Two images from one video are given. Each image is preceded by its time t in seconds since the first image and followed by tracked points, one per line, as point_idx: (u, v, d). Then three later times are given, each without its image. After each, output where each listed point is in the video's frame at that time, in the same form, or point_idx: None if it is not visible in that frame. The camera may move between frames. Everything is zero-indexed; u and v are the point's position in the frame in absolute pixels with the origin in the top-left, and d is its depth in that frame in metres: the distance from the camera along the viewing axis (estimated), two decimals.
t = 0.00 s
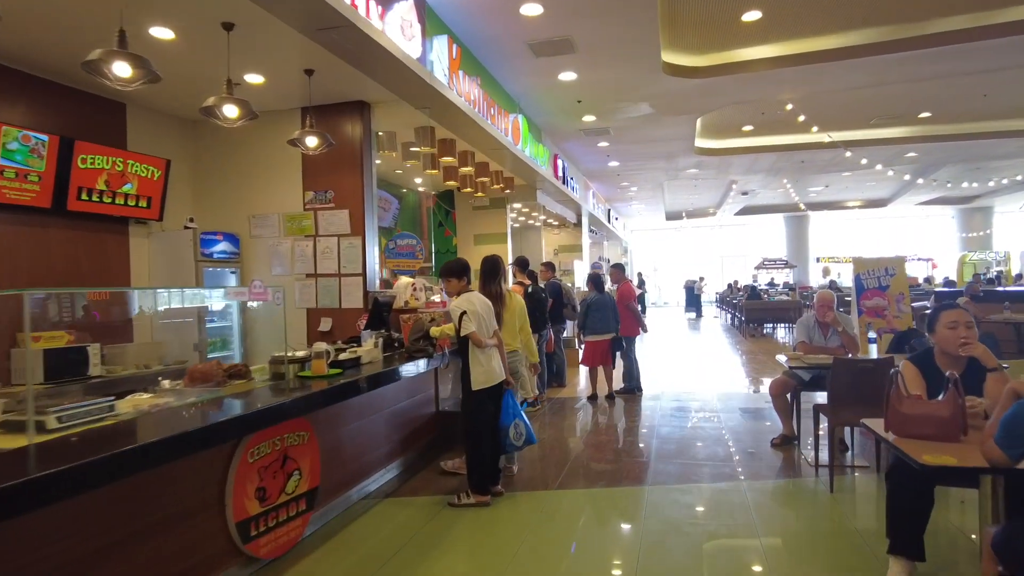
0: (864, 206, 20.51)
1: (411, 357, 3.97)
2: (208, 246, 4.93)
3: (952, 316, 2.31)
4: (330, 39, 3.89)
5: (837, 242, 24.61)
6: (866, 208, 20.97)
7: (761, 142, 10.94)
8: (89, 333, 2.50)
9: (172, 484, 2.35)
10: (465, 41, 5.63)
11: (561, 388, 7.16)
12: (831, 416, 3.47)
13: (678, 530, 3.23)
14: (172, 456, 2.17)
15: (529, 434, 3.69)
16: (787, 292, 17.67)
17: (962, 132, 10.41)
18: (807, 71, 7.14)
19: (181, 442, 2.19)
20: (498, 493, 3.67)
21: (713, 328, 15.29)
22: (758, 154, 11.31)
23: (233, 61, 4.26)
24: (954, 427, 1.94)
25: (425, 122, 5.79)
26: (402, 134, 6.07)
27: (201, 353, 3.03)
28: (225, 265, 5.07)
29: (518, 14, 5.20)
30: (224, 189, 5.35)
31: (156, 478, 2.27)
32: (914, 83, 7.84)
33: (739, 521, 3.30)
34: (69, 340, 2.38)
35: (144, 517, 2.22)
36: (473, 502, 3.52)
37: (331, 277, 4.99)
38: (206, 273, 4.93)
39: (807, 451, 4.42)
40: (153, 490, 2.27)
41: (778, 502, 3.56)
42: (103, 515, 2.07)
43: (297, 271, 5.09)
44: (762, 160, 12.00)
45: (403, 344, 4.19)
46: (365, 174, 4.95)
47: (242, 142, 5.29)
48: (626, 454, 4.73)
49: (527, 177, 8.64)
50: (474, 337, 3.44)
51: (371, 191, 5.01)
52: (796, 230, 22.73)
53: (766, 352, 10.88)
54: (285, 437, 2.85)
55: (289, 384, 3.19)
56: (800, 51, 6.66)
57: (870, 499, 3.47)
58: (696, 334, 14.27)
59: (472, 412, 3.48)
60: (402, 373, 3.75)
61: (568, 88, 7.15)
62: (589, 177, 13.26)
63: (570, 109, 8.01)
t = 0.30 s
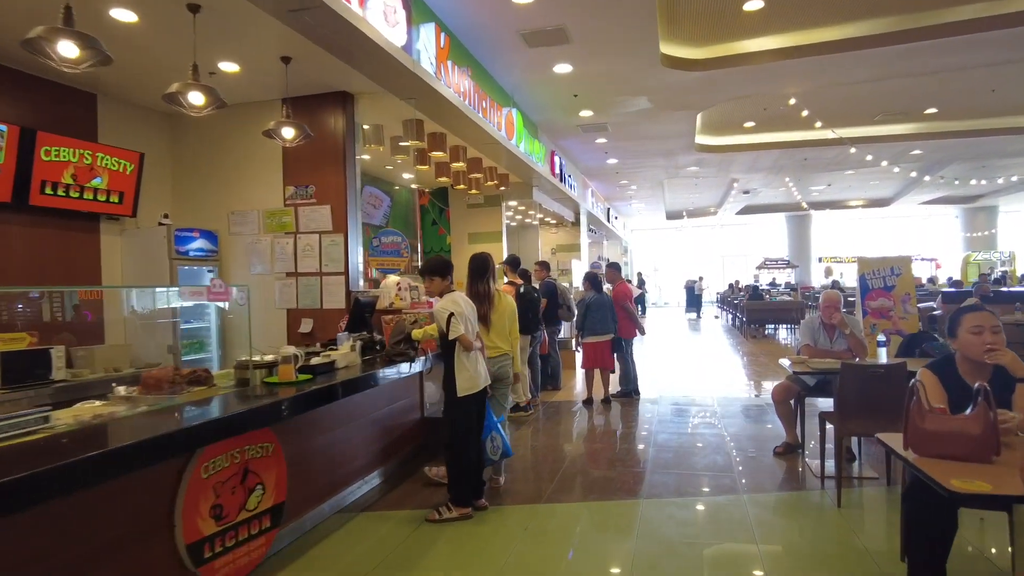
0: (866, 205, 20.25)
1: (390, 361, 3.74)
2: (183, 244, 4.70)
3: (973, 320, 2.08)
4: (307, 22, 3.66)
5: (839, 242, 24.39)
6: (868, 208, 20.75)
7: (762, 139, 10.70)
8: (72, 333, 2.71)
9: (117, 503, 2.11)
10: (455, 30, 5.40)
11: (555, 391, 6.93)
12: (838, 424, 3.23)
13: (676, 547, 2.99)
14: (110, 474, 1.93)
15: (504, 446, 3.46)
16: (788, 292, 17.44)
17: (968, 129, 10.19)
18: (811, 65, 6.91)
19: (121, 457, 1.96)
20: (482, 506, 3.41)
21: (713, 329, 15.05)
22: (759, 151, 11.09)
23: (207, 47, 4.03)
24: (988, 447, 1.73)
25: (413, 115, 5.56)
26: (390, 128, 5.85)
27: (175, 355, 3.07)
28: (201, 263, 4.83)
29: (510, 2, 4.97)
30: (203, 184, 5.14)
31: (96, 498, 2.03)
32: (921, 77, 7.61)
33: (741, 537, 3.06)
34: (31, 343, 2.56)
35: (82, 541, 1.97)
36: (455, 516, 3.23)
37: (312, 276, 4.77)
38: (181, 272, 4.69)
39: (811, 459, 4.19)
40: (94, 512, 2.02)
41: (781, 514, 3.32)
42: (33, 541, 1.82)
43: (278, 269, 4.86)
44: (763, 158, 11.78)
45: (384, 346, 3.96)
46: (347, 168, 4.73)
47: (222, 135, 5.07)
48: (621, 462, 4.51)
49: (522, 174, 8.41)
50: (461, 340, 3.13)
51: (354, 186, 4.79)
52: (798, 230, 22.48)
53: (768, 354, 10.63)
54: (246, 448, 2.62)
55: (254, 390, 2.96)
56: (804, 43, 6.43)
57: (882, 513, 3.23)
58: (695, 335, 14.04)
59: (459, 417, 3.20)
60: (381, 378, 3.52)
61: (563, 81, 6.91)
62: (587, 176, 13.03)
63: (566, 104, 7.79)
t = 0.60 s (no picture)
0: (871, 205, 19.97)
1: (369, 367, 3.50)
2: (157, 241, 4.46)
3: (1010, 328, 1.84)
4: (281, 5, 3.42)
5: (843, 242, 24.11)
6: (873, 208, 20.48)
7: (766, 136, 10.45)
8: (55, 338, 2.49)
9: (41, 532, 1.87)
10: (445, 18, 5.15)
11: (552, 396, 6.68)
12: (851, 437, 2.98)
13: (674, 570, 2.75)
14: (25, 501, 1.69)
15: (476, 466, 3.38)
16: (792, 293, 17.19)
17: (977, 126, 9.92)
18: (817, 57, 6.67)
19: (39, 482, 1.72)
20: (466, 524, 3.16)
21: (716, 331, 14.79)
22: (762, 149, 10.83)
23: (177, 31, 3.79)
24: None
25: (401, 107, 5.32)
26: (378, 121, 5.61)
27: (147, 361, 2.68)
28: (177, 262, 4.60)
29: None
30: (181, 178, 4.90)
31: (14, 527, 1.79)
32: (930, 71, 7.35)
33: (746, 558, 2.83)
34: None
35: None
36: (436, 537, 2.98)
37: (292, 276, 4.54)
38: (155, 270, 4.45)
39: (819, 471, 3.95)
40: (12, 543, 1.78)
41: (788, 532, 3.09)
42: None
43: (258, 268, 4.63)
44: (767, 156, 11.52)
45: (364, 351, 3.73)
46: (330, 162, 4.48)
47: (200, 127, 4.83)
48: (618, 471, 4.26)
49: (519, 171, 8.17)
50: (447, 347, 2.89)
51: (337, 181, 4.55)
52: (801, 229, 22.20)
53: (772, 356, 10.37)
54: (201, 465, 2.38)
55: (216, 400, 2.71)
56: (810, 34, 6.19)
57: (898, 533, 2.99)
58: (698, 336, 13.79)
59: (442, 432, 2.94)
60: (358, 386, 3.27)
61: (560, 73, 6.66)
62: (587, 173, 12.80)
63: (564, 98, 7.54)
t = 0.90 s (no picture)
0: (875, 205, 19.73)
1: (343, 373, 3.27)
2: (129, 238, 4.24)
3: None
4: None
5: (847, 242, 23.86)
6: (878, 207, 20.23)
7: (769, 133, 10.22)
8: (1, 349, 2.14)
9: None
10: (434, 5, 4.92)
11: (547, 400, 6.44)
12: (860, 450, 2.75)
13: None
14: None
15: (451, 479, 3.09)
16: (795, 293, 16.95)
17: (986, 122, 9.67)
18: (822, 49, 6.43)
19: None
20: (444, 543, 2.93)
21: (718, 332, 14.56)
22: (766, 147, 10.60)
23: (144, 16, 3.57)
24: None
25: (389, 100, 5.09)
26: (366, 114, 5.39)
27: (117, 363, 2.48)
28: (151, 260, 4.38)
29: None
30: (156, 172, 4.69)
31: None
32: (940, 64, 7.11)
33: None
34: None
35: None
36: (410, 558, 2.75)
37: (271, 275, 4.34)
38: (126, 269, 4.23)
39: (824, 482, 3.72)
40: None
41: (792, 550, 2.86)
42: None
43: (236, 266, 4.42)
44: (770, 154, 11.30)
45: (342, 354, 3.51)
46: (310, 156, 4.28)
47: (176, 119, 4.61)
48: (612, 482, 4.04)
49: (515, 168, 7.93)
50: (424, 353, 2.63)
51: (317, 175, 4.34)
52: (805, 229, 21.92)
53: (776, 358, 10.13)
54: (145, 484, 2.16)
55: (169, 411, 2.47)
56: (816, 25, 5.95)
57: (914, 555, 2.75)
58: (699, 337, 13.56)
59: (413, 446, 2.71)
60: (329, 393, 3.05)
61: (556, 66, 6.42)
62: (586, 172, 12.58)
63: (561, 93, 7.32)
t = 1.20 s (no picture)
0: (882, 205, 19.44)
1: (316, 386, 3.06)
2: (100, 240, 4.03)
3: None
4: None
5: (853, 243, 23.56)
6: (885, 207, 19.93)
7: (774, 131, 9.97)
8: None
9: None
10: None
11: (544, 407, 6.21)
12: (878, 472, 2.52)
13: None
14: None
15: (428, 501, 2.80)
16: (802, 295, 16.67)
17: (999, 119, 9.39)
18: (830, 43, 6.18)
19: None
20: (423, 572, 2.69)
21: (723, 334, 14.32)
22: (771, 146, 10.35)
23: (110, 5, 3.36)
24: None
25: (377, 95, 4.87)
26: (354, 111, 5.18)
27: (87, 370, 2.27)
28: (124, 263, 4.15)
29: None
30: (131, 170, 4.48)
31: None
32: (953, 57, 6.84)
33: None
34: None
35: None
36: None
37: (249, 278, 4.13)
38: (96, 272, 4.02)
39: (836, 500, 3.48)
40: None
41: None
42: None
43: (213, 269, 4.21)
44: (775, 152, 11.04)
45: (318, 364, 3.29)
46: (290, 154, 4.07)
47: (152, 115, 4.40)
48: (609, 497, 3.80)
49: (513, 167, 7.70)
50: (400, 368, 2.39)
51: (298, 173, 4.13)
52: (810, 229, 21.65)
53: (781, 362, 9.87)
54: (80, 514, 1.93)
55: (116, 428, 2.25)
56: (823, 16, 5.70)
57: None
58: (704, 339, 13.30)
59: (385, 468, 2.50)
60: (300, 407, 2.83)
61: (553, 60, 6.19)
62: (588, 171, 12.35)
63: (560, 89, 7.09)
